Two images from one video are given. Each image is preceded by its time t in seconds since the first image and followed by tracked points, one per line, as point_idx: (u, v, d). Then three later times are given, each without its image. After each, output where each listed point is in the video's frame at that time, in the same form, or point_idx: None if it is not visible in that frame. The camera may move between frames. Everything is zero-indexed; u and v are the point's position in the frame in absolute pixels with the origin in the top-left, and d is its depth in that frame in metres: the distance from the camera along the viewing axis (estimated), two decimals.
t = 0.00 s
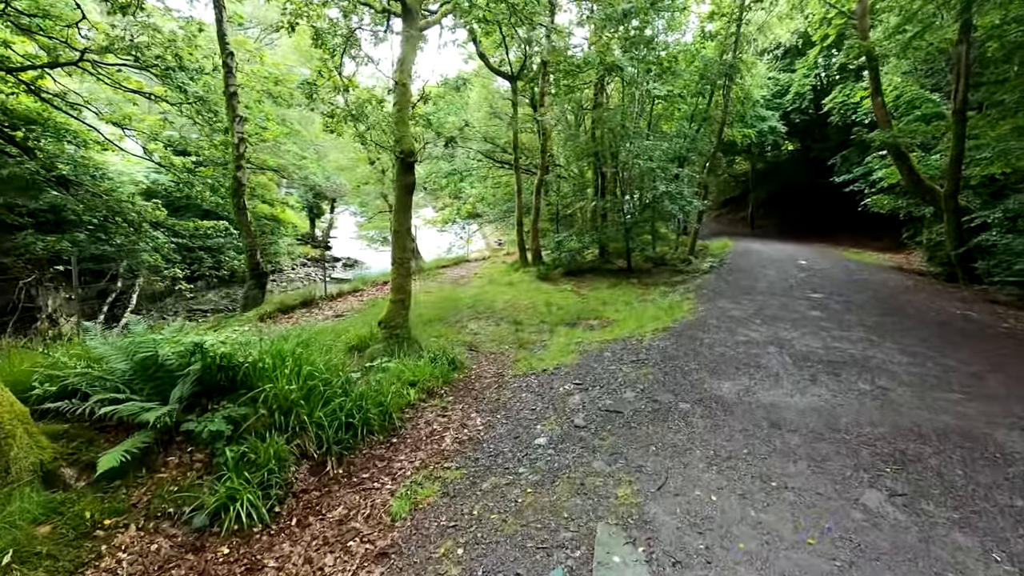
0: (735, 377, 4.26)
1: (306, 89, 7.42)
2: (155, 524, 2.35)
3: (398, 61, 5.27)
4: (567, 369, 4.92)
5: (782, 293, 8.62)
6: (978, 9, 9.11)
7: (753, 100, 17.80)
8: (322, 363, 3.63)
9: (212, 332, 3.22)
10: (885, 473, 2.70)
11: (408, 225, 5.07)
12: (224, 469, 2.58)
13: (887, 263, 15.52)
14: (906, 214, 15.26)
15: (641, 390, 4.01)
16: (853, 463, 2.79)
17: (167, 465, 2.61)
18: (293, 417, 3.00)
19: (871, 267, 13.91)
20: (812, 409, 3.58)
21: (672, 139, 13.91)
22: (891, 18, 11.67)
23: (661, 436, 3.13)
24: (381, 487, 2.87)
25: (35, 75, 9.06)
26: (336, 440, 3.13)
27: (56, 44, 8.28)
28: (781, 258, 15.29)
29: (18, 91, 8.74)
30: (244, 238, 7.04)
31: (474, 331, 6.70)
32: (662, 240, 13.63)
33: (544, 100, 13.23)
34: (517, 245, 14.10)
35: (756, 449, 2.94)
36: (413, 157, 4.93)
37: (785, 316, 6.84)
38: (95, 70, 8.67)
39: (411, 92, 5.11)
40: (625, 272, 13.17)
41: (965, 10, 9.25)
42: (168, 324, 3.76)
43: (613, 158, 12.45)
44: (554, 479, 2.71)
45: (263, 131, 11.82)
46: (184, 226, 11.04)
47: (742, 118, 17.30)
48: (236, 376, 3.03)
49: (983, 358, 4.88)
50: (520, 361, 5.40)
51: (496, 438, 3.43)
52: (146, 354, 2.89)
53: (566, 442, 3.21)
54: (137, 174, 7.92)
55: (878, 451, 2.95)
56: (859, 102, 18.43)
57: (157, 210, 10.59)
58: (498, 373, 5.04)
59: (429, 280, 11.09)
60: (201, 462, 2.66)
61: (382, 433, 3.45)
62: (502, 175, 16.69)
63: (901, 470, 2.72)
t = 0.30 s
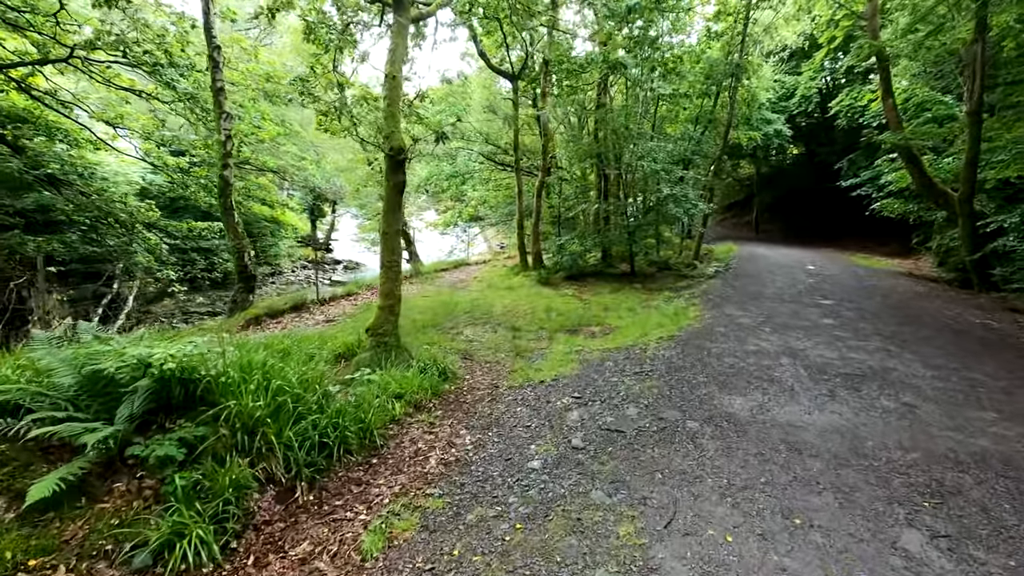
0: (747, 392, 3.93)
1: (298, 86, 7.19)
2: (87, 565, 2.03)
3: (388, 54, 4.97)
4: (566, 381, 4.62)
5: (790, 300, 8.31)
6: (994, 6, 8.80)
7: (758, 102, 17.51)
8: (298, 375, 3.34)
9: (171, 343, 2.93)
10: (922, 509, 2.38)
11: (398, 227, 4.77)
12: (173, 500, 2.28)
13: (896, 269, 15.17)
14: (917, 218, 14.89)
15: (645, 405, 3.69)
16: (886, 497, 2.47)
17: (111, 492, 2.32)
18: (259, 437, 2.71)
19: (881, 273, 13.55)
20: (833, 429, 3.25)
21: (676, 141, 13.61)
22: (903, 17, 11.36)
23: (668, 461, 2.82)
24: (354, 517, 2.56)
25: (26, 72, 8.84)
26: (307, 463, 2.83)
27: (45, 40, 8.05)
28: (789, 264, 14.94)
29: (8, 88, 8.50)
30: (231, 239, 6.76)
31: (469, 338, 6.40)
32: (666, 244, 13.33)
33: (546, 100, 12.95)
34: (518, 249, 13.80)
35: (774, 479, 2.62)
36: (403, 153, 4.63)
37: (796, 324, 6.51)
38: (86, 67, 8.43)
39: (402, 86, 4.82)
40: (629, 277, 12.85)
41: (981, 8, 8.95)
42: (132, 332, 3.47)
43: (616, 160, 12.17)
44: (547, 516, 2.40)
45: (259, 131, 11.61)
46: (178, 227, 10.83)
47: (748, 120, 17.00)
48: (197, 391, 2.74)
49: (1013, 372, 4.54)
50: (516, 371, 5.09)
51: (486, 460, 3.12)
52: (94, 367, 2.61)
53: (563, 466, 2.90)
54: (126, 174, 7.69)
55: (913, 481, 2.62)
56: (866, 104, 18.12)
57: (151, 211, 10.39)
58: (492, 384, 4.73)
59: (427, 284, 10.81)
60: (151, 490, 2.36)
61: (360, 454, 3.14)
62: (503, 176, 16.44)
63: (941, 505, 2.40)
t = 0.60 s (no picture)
0: (765, 417, 3.60)
1: (292, 86, 6.95)
2: None
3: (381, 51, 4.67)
4: (568, 401, 4.30)
5: (804, 310, 7.96)
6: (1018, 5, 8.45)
7: (767, 106, 17.17)
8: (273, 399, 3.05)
9: (129, 366, 2.66)
10: (980, 569, 2.04)
11: (390, 234, 4.50)
12: (113, 553, 1.99)
13: (910, 277, 14.73)
14: (932, 224, 14.48)
15: (654, 433, 3.37)
16: (935, 554, 2.13)
17: (46, 542, 2.04)
18: (221, 474, 2.41)
19: (895, 281, 13.15)
20: (866, 464, 2.91)
21: (684, 145, 13.32)
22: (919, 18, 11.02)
23: (681, 504, 2.50)
24: (325, 568, 2.26)
25: (20, 74, 8.67)
26: (277, 502, 2.53)
27: (36, 39, 7.84)
28: (799, 271, 14.53)
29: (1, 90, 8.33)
30: (221, 245, 6.48)
31: (467, 350, 6.11)
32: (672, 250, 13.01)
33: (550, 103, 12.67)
34: (521, 254, 13.50)
35: (805, 529, 2.29)
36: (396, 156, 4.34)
37: (813, 338, 6.17)
38: (78, 67, 8.21)
39: (395, 84, 4.53)
40: (634, 284, 12.53)
41: (1003, 7, 8.61)
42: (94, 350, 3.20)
43: (622, 164, 11.88)
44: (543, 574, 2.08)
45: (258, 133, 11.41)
46: (175, 231, 10.63)
47: (757, 123, 16.63)
48: (153, 420, 2.46)
49: None
50: (516, 389, 4.79)
51: (478, 496, 2.81)
52: (36, 395, 2.34)
53: (563, 507, 2.59)
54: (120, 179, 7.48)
55: (964, 532, 2.29)
56: (878, 108, 17.73)
57: (148, 215, 10.20)
58: (489, 403, 4.43)
59: (426, 290, 10.53)
60: (91, 539, 2.08)
61: (339, 488, 2.84)
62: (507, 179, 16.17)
63: (1002, 564, 2.06)
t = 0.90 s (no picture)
0: (779, 433, 3.29)
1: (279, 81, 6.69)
2: None
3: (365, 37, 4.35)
4: (564, 413, 3.99)
5: (812, 314, 7.65)
6: None
7: (771, 106, 16.90)
8: (237, 416, 2.76)
9: (69, 379, 2.38)
10: None
11: (374, 233, 4.20)
12: None
13: (918, 278, 14.39)
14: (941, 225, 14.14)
15: (657, 450, 3.06)
16: None
17: None
18: (165, 502, 2.12)
19: (904, 282, 12.81)
20: (894, 487, 2.61)
21: (686, 144, 13.03)
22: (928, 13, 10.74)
23: (688, 538, 2.20)
24: None
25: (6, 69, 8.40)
26: (231, 533, 2.24)
27: (19, 33, 7.45)
28: (804, 273, 14.21)
29: None
30: (203, 246, 6.20)
31: (459, 356, 5.82)
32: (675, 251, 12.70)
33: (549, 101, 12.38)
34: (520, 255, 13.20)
35: (831, 569, 1.99)
36: (381, 149, 4.02)
37: (824, 343, 5.85)
38: (63, 62, 7.92)
39: (380, 73, 4.22)
40: (636, 286, 12.22)
41: None
42: (45, 359, 2.93)
43: (623, 163, 11.59)
44: None
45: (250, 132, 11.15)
46: (166, 232, 10.39)
47: (760, 123, 16.36)
48: (89, 441, 2.17)
49: None
50: (510, 397, 4.50)
51: (460, 524, 2.52)
52: None
53: (554, 540, 2.30)
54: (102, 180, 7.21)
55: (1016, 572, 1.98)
56: (883, 107, 17.43)
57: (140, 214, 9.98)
58: (479, 414, 4.13)
59: (422, 292, 10.25)
60: None
61: (305, 514, 2.54)
62: (507, 179, 15.88)
63: None
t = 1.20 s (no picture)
0: (792, 462, 2.99)
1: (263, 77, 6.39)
2: None
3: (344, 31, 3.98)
4: (557, 435, 3.69)
5: (819, 322, 7.35)
6: None
7: (773, 105, 16.59)
8: (187, 449, 2.46)
9: None
10: None
11: (353, 239, 3.89)
12: None
13: (924, 281, 14.07)
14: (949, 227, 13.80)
15: (657, 485, 2.76)
16: None
17: None
18: (86, 559, 1.82)
19: (911, 286, 12.49)
20: (926, 533, 2.31)
21: (688, 144, 12.71)
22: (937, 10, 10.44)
23: None
24: None
25: None
26: None
27: None
28: (807, 276, 13.91)
29: None
30: (181, 251, 5.87)
31: (448, 368, 5.52)
32: (675, 254, 12.40)
33: (547, 100, 12.08)
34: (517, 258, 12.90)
35: None
36: (361, 149, 3.71)
37: (834, 355, 5.54)
38: (43, 58, 7.61)
39: (358, 68, 3.88)
40: (636, 290, 11.93)
41: None
42: None
43: (623, 164, 11.31)
44: None
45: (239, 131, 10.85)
46: (155, 234, 10.13)
47: (763, 124, 16.06)
48: None
49: None
50: (499, 415, 4.20)
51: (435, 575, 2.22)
52: None
53: None
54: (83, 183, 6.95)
55: None
56: (888, 108, 17.12)
57: (128, 216, 9.72)
58: (466, 435, 3.82)
59: (415, 297, 9.96)
60: None
61: (260, 563, 2.25)
62: (505, 180, 15.59)
63: None
